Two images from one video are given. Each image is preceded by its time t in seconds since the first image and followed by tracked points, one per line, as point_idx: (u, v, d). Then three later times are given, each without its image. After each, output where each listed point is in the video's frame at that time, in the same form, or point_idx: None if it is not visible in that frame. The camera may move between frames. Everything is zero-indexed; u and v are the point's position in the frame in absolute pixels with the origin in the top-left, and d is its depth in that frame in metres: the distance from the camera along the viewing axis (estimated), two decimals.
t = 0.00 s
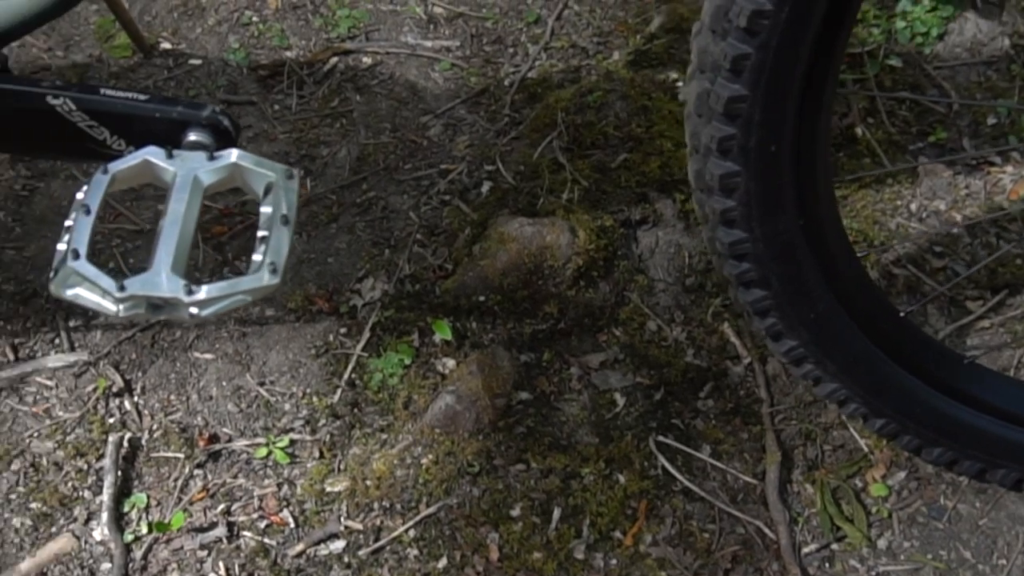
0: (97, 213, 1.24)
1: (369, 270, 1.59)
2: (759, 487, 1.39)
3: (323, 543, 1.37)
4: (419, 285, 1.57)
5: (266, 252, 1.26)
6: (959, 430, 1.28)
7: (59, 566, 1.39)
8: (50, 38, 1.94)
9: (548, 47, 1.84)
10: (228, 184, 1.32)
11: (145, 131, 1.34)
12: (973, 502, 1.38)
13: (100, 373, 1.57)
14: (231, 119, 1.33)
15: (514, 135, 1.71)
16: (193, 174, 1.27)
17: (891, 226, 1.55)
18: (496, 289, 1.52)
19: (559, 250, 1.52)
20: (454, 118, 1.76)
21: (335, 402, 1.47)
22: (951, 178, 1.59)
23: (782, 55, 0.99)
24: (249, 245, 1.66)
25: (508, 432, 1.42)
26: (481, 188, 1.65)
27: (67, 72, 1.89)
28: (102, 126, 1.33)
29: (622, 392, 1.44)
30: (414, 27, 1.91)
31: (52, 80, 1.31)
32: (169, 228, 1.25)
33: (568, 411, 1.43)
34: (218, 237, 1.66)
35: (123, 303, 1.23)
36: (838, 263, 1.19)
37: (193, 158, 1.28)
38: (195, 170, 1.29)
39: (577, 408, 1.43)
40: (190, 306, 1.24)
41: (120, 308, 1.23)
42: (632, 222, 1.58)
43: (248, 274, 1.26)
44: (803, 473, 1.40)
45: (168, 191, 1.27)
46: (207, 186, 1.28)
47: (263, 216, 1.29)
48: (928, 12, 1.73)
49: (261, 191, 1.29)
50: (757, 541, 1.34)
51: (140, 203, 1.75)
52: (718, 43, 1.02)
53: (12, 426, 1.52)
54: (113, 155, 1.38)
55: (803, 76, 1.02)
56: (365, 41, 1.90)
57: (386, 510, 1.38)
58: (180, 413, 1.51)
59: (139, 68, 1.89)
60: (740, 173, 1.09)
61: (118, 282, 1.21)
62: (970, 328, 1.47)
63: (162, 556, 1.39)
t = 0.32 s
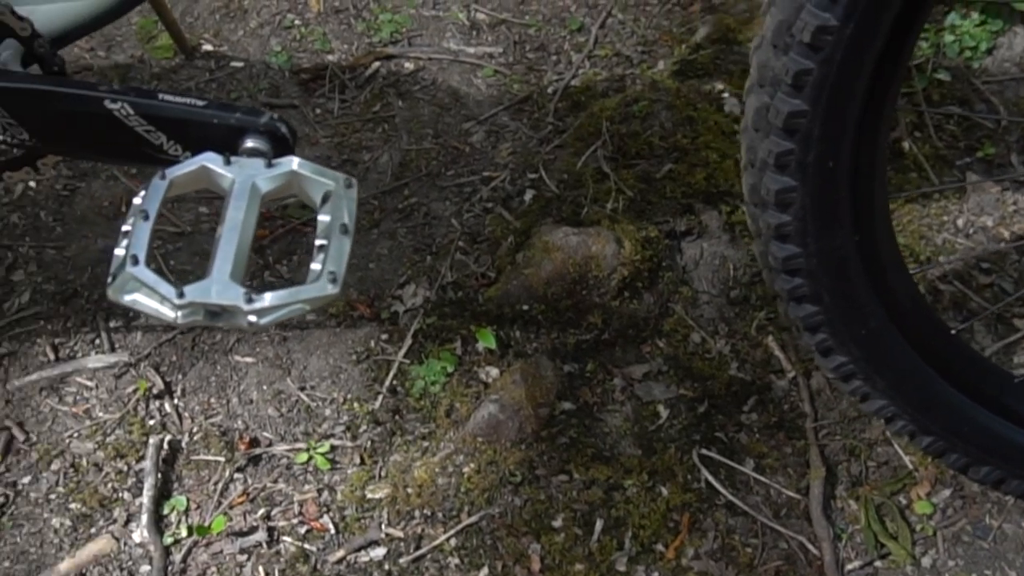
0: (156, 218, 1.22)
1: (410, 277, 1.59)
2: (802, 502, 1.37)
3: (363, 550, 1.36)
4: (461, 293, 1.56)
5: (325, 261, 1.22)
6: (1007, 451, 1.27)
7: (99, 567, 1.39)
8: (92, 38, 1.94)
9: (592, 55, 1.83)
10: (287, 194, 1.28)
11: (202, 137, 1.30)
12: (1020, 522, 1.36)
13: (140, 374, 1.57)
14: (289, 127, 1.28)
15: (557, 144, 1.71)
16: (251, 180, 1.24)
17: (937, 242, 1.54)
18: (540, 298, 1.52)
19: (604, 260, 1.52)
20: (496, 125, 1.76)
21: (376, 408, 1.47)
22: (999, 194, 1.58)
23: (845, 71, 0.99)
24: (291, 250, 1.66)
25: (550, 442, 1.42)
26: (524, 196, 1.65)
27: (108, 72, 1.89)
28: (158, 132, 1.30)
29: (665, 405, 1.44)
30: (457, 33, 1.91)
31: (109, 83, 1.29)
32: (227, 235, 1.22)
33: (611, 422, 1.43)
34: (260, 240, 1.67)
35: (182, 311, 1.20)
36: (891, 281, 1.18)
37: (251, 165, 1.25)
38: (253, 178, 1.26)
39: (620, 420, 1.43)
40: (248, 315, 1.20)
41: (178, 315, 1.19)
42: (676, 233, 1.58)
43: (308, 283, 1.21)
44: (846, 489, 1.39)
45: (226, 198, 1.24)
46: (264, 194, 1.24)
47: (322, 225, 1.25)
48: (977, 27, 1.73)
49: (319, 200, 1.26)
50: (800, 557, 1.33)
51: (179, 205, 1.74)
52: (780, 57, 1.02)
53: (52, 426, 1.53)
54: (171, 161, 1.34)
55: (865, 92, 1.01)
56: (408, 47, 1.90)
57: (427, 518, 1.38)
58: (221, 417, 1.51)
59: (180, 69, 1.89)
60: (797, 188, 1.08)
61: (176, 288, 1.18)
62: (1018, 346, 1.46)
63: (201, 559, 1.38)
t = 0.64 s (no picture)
0: (214, 225, 1.21)
1: (453, 284, 1.58)
2: (847, 518, 1.36)
3: (404, 557, 1.36)
4: (505, 301, 1.56)
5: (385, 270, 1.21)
6: None
7: (139, 569, 1.39)
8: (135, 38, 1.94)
9: (636, 64, 1.83)
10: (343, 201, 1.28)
11: (259, 143, 1.30)
12: None
13: (182, 377, 1.57)
14: (348, 135, 1.28)
15: (602, 153, 1.70)
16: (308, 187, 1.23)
17: (986, 258, 1.52)
18: (585, 308, 1.51)
19: (651, 271, 1.51)
20: (540, 133, 1.75)
21: (418, 416, 1.47)
22: None
23: (909, 88, 0.98)
24: (333, 255, 1.66)
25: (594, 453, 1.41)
26: (568, 205, 1.64)
27: (151, 73, 1.89)
28: (217, 138, 1.29)
29: (710, 418, 1.43)
30: (501, 39, 1.91)
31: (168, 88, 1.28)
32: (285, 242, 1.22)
33: (655, 434, 1.42)
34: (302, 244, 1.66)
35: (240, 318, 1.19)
36: (946, 300, 1.17)
37: (308, 171, 1.24)
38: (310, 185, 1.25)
39: (664, 432, 1.42)
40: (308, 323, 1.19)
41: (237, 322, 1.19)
42: (723, 245, 1.57)
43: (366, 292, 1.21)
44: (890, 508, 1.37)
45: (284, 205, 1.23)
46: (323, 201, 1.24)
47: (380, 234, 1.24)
48: None
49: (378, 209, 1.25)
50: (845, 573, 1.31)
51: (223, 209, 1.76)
52: (843, 73, 1.01)
53: (93, 427, 1.53)
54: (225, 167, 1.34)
55: (928, 107, 1.01)
56: (452, 52, 1.90)
57: (469, 528, 1.37)
58: (262, 421, 1.51)
59: (222, 71, 1.89)
60: (854, 205, 1.07)
61: (236, 296, 1.18)
62: None
63: (241, 563, 1.38)
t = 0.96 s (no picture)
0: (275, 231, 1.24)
1: (497, 291, 1.58)
2: (894, 535, 1.34)
3: (447, 566, 1.35)
4: (550, 310, 1.55)
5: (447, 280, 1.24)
6: None
7: (181, 572, 1.39)
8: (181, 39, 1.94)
9: (683, 74, 1.82)
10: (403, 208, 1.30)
11: (317, 149, 1.30)
12: None
13: (224, 380, 1.57)
14: (407, 142, 1.28)
15: (648, 162, 1.69)
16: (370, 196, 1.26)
17: None
18: (632, 319, 1.51)
19: (699, 282, 1.50)
20: (586, 141, 1.74)
21: (462, 424, 1.47)
22: None
23: (976, 104, 0.98)
24: (376, 260, 1.65)
25: (639, 464, 1.40)
26: (614, 215, 1.63)
27: (195, 75, 1.89)
28: (276, 143, 1.29)
29: (756, 432, 1.42)
30: (546, 47, 1.90)
31: (228, 93, 1.28)
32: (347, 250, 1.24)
33: (701, 447, 1.41)
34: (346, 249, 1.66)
35: (303, 325, 1.21)
36: (1008, 325, 1.14)
37: (369, 179, 1.26)
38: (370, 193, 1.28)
39: (709, 445, 1.41)
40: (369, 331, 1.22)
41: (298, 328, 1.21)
42: (771, 257, 1.56)
43: (429, 300, 1.24)
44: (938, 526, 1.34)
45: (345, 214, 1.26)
46: (383, 210, 1.26)
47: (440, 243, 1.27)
48: None
49: (438, 218, 1.28)
50: None
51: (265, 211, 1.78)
52: (908, 89, 1.01)
53: (135, 428, 1.53)
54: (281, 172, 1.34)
55: (995, 125, 1.00)
56: (496, 59, 1.89)
57: (513, 537, 1.36)
58: (305, 426, 1.51)
59: (267, 74, 1.89)
60: (915, 221, 1.06)
61: (298, 303, 1.20)
62: None
63: (284, 568, 1.38)
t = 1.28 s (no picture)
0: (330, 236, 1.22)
1: (537, 298, 1.57)
2: (936, 552, 1.33)
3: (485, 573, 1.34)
4: (591, 318, 1.54)
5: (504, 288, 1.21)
6: None
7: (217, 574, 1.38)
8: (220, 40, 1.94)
9: (725, 82, 1.81)
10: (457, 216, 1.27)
11: (371, 155, 1.27)
12: None
13: (262, 382, 1.56)
14: (463, 149, 1.26)
15: (689, 171, 1.69)
16: (425, 203, 1.23)
17: None
18: (674, 328, 1.50)
19: (743, 293, 1.49)
20: (626, 148, 1.74)
21: (500, 431, 1.46)
22: None
23: None
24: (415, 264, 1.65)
25: (680, 475, 1.39)
26: (655, 223, 1.63)
27: (234, 75, 1.89)
28: (330, 149, 1.27)
29: (797, 444, 1.41)
30: (586, 52, 1.89)
31: (281, 97, 1.26)
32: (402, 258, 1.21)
33: (742, 459, 1.40)
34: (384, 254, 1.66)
35: (358, 334, 1.19)
36: None
37: (423, 186, 1.24)
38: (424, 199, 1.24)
39: (750, 457, 1.40)
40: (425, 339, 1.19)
41: (353, 335, 1.19)
42: (814, 268, 1.55)
43: (485, 310, 1.20)
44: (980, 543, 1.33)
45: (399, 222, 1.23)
46: (438, 217, 1.24)
47: (495, 252, 1.24)
48: None
49: (492, 226, 1.25)
50: None
51: (303, 213, 1.78)
52: (969, 102, 1.01)
53: (172, 430, 1.53)
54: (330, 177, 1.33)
55: None
56: (536, 64, 1.89)
57: (552, 546, 1.36)
58: (343, 430, 1.50)
59: (305, 76, 1.88)
60: (970, 236, 1.05)
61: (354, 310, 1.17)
62: None
63: (321, 572, 1.37)
